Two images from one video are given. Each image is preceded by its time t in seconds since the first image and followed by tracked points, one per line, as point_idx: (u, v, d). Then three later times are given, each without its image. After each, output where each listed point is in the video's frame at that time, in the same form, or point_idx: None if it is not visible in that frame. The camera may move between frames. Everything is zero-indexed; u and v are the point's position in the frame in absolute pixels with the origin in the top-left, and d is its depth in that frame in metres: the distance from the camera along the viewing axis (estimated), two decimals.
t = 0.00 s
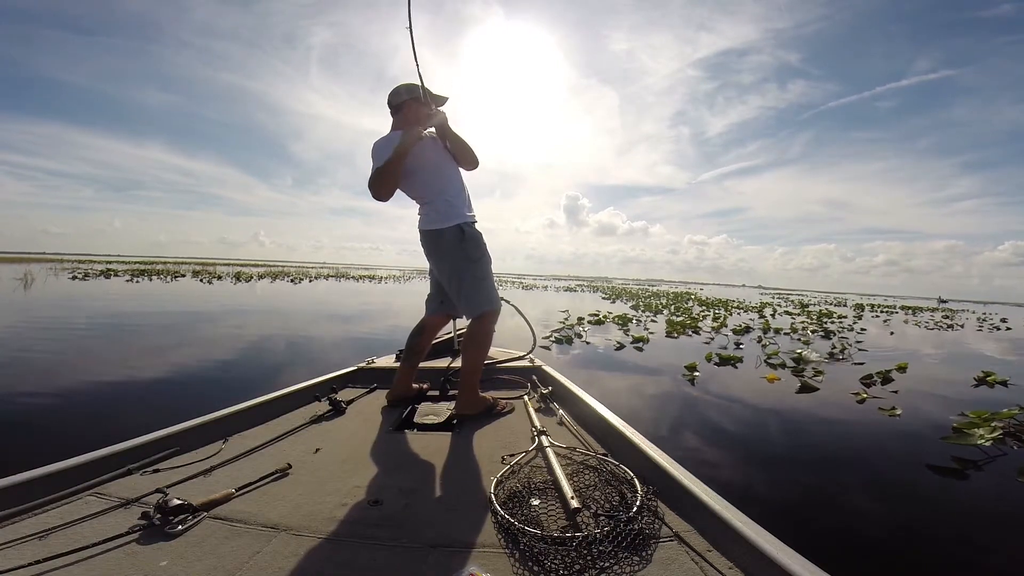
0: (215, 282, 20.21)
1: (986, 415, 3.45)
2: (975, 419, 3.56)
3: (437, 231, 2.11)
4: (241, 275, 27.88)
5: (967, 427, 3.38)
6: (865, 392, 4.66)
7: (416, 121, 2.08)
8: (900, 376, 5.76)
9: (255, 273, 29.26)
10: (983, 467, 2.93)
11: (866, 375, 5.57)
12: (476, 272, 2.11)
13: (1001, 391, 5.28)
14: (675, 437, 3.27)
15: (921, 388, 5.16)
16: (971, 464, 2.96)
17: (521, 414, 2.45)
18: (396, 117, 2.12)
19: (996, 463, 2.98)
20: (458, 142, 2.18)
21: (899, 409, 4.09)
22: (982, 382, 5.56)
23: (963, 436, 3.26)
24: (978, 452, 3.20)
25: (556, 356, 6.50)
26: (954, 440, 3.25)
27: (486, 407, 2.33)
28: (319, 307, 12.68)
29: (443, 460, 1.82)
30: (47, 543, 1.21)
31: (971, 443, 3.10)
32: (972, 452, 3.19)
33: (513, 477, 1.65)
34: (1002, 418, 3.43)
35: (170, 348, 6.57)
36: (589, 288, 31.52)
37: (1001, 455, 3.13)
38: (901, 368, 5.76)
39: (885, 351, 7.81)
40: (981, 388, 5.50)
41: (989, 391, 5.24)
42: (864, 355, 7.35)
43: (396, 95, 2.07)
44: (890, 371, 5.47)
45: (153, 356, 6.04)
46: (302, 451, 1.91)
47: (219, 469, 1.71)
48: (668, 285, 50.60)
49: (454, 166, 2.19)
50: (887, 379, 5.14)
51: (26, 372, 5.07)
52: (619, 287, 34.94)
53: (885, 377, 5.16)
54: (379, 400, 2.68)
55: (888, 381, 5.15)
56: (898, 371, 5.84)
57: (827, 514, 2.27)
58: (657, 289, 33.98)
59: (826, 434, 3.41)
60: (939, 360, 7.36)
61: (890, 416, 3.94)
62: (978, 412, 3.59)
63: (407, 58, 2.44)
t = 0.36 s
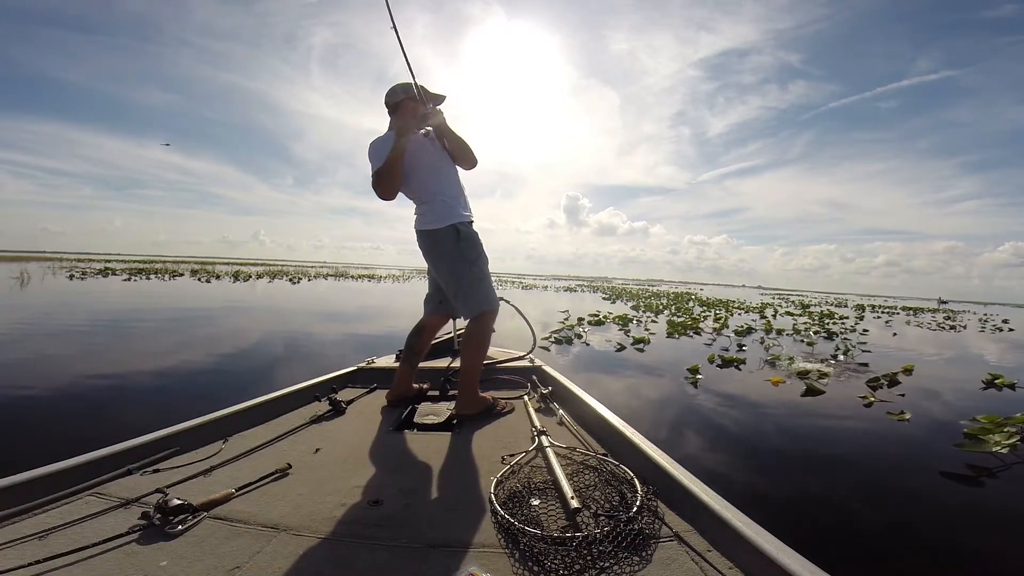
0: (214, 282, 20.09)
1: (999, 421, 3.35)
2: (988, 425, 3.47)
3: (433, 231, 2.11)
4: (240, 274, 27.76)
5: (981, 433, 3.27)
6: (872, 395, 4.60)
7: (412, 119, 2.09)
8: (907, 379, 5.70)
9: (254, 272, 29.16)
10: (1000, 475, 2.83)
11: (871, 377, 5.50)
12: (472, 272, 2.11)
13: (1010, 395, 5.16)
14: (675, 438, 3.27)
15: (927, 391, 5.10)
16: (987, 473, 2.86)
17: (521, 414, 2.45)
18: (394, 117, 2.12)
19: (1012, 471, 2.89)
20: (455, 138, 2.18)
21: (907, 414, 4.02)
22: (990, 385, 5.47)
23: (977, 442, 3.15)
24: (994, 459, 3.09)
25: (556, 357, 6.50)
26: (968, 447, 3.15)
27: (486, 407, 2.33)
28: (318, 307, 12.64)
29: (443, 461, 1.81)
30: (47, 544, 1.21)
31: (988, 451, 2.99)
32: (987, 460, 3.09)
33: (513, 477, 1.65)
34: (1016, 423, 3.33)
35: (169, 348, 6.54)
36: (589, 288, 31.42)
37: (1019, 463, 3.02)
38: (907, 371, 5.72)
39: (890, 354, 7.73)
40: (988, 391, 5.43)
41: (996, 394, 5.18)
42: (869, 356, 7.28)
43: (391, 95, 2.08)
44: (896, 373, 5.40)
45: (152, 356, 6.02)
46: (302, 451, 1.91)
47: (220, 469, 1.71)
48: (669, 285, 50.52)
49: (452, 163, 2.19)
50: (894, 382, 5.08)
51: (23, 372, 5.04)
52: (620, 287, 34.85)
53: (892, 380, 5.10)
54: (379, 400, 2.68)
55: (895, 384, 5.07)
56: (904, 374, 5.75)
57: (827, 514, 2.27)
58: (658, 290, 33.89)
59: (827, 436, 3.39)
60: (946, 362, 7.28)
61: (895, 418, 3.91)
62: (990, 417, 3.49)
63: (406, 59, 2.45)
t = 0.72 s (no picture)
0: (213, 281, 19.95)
1: (1013, 426, 3.20)
2: (1001, 430, 3.31)
3: (426, 229, 2.11)
4: (240, 273, 27.63)
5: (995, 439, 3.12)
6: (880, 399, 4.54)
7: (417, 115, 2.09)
8: (914, 382, 5.68)
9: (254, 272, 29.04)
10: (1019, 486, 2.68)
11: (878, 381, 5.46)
12: (466, 271, 2.10)
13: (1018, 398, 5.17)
14: (676, 439, 3.26)
15: (934, 394, 5.06)
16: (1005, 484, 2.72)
17: (521, 414, 2.45)
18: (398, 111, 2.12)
19: None
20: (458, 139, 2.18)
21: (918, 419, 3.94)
22: (998, 388, 5.45)
23: (993, 450, 3.00)
24: (1011, 467, 2.94)
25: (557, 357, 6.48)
26: (983, 454, 2.99)
27: (485, 407, 2.33)
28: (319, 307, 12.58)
29: (442, 461, 1.81)
30: (47, 543, 1.21)
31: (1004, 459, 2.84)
32: (1004, 468, 2.94)
33: (513, 477, 1.65)
34: None
35: (168, 347, 6.50)
36: (590, 288, 31.41)
37: None
38: (915, 374, 5.69)
39: (895, 356, 7.68)
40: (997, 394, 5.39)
41: (1001, 397, 5.14)
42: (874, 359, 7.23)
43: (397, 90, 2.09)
44: (903, 376, 5.36)
45: (151, 355, 5.99)
46: (302, 451, 1.91)
47: (220, 469, 1.71)
48: (670, 286, 50.43)
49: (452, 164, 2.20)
50: (901, 386, 5.04)
51: (21, 371, 5.01)
52: (620, 288, 34.82)
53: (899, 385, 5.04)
54: (379, 400, 2.68)
55: (902, 389, 5.03)
56: (912, 377, 5.71)
57: (827, 514, 2.28)
58: (658, 291, 33.88)
59: (827, 438, 3.39)
60: (951, 364, 7.23)
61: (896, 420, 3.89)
62: (1003, 422, 3.34)
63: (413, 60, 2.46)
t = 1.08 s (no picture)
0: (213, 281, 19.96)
1: None
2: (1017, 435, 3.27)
3: (424, 227, 2.11)
4: (240, 273, 27.60)
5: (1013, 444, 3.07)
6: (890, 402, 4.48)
7: (427, 114, 2.09)
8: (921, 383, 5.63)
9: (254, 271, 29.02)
10: None
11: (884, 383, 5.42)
12: (462, 270, 2.10)
13: None
14: (676, 439, 3.26)
15: (941, 396, 5.01)
16: None
17: (521, 414, 2.45)
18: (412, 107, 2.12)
19: None
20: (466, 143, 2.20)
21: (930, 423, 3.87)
22: (1007, 391, 5.39)
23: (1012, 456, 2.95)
24: None
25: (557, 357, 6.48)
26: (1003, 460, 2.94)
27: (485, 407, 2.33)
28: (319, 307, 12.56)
29: (441, 462, 1.81)
30: (47, 544, 1.21)
31: None
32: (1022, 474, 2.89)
33: (513, 477, 1.66)
34: None
35: (168, 347, 6.49)
36: (590, 288, 31.38)
37: None
38: (923, 376, 5.63)
39: (900, 357, 7.62)
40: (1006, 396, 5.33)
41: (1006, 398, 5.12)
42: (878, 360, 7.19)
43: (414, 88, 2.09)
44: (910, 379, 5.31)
45: (151, 355, 5.98)
46: (302, 450, 1.91)
47: (219, 469, 1.71)
48: (670, 286, 50.36)
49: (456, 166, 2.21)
50: (910, 389, 4.99)
51: (21, 371, 5.01)
52: (620, 288, 34.82)
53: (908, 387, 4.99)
54: (379, 400, 2.68)
55: (911, 391, 4.98)
56: (919, 379, 5.66)
57: (828, 514, 2.27)
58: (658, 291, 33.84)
59: (828, 438, 3.38)
60: (957, 366, 7.17)
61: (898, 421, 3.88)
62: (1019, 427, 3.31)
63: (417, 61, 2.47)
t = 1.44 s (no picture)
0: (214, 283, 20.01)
1: None
2: None
3: (425, 225, 2.12)
4: (241, 275, 27.66)
5: None
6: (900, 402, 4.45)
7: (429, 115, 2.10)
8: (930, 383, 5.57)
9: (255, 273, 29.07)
10: None
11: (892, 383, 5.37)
12: (463, 269, 2.11)
13: None
14: (678, 439, 3.26)
15: (949, 396, 4.95)
16: None
17: (521, 414, 2.45)
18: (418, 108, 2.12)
19: None
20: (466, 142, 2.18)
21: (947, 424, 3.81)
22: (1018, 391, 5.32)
23: None
24: None
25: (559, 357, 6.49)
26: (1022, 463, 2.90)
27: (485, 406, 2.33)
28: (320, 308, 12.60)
29: (441, 462, 1.81)
30: (47, 543, 1.21)
31: None
32: None
33: (513, 477, 1.66)
34: None
35: (171, 349, 6.52)
36: (591, 288, 31.37)
37: None
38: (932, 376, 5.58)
39: (907, 356, 7.55)
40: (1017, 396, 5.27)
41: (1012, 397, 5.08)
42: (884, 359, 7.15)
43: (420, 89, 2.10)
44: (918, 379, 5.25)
45: (153, 357, 6.01)
46: (302, 450, 1.91)
47: (219, 469, 1.71)
48: (672, 285, 50.29)
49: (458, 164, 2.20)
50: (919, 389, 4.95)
51: (24, 373, 5.04)
52: (621, 288, 34.74)
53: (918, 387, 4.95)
54: (379, 400, 2.68)
55: (920, 391, 4.94)
56: (928, 379, 5.59)
57: (828, 514, 2.27)
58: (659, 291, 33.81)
59: (830, 437, 3.37)
60: (963, 365, 7.12)
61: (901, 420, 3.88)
62: None
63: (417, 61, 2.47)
